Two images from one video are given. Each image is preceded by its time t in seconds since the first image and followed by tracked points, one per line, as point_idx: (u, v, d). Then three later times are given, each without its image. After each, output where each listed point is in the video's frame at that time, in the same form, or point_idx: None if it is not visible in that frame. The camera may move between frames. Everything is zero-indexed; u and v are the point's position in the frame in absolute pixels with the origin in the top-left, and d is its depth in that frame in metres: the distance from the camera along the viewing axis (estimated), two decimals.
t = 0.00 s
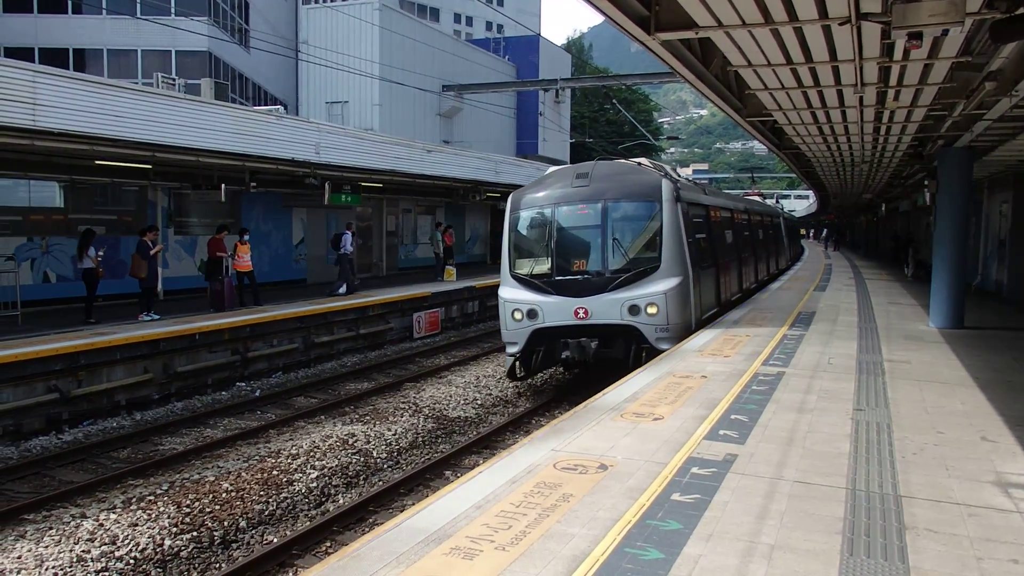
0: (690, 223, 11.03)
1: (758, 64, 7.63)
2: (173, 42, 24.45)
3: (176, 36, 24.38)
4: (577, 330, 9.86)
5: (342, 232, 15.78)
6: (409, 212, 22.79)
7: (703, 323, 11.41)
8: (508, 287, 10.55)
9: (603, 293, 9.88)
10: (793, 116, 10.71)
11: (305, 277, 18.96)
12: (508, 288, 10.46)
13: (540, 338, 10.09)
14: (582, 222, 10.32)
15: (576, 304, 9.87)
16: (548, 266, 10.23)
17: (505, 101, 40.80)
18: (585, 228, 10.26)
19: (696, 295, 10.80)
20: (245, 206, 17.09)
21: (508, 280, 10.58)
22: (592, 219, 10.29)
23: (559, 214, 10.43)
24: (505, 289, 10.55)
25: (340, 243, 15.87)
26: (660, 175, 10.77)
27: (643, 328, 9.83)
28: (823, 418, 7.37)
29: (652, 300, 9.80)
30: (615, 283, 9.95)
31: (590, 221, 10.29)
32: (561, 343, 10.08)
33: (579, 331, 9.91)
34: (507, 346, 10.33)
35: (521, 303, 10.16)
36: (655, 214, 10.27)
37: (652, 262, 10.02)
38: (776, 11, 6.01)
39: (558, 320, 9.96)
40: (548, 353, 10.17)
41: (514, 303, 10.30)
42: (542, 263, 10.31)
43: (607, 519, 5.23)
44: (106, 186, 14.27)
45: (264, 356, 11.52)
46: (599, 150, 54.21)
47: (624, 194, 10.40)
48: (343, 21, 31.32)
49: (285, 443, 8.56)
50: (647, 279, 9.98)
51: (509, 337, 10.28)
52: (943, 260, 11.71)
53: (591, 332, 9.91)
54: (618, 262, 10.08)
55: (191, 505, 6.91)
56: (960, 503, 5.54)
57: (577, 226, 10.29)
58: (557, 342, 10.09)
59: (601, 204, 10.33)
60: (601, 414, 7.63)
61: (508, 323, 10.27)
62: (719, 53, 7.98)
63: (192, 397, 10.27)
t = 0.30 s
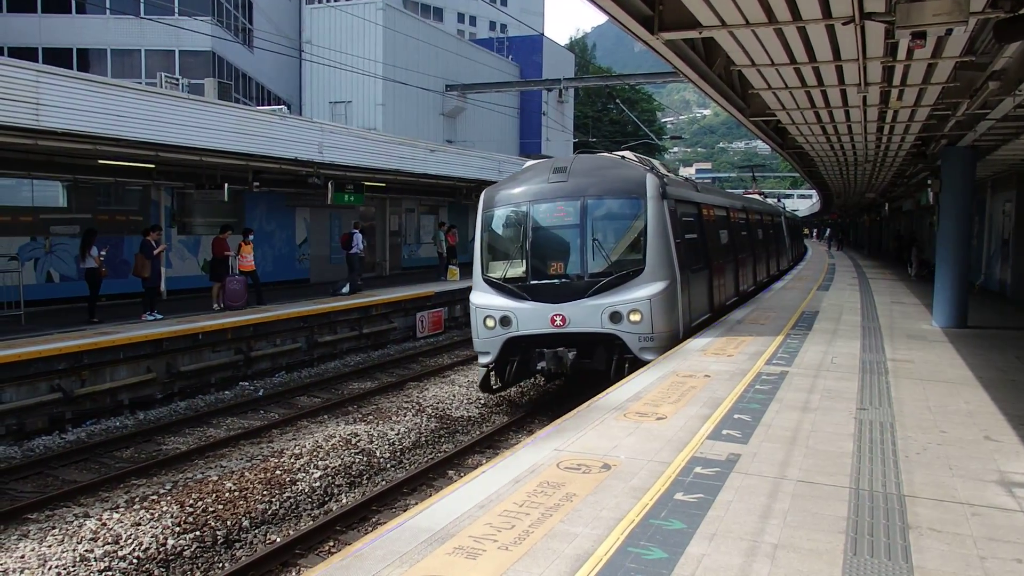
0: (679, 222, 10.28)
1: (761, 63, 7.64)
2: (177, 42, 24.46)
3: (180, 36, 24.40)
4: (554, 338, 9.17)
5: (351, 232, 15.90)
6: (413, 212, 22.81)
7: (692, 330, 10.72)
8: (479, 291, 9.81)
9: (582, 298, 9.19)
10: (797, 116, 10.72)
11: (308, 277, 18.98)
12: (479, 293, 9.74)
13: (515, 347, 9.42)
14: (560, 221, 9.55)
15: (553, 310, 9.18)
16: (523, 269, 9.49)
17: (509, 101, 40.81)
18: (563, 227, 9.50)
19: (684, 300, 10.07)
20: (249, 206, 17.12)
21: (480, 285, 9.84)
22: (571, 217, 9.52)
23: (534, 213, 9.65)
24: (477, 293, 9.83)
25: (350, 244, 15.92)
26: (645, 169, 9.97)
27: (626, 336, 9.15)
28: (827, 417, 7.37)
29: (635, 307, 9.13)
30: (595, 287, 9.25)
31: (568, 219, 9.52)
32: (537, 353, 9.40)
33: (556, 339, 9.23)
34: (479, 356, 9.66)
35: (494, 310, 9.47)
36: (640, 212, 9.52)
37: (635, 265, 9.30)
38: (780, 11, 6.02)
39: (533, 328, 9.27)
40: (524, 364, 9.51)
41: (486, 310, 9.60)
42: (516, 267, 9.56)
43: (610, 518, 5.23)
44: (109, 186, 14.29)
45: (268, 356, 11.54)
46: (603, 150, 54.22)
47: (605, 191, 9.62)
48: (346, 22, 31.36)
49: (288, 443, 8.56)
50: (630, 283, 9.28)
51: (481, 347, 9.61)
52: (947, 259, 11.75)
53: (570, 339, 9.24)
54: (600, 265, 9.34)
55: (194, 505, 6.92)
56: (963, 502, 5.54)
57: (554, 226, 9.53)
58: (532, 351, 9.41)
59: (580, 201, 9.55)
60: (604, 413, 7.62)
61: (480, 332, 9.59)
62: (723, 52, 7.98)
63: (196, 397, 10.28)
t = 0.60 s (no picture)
0: (663, 221, 9.59)
1: (762, 63, 7.65)
2: (178, 42, 24.44)
3: (181, 36, 24.38)
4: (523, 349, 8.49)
5: (359, 231, 15.83)
6: (414, 212, 22.81)
7: (677, 340, 9.99)
8: (445, 297, 9.13)
9: (555, 306, 8.49)
10: (798, 116, 10.74)
11: (310, 277, 18.98)
12: (444, 299, 9.08)
13: (482, 358, 8.75)
14: (531, 221, 8.86)
15: (522, 319, 8.49)
16: (492, 274, 8.81)
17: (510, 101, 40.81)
18: (535, 228, 8.81)
19: (668, 308, 9.34)
20: (251, 207, 17.13)
21: (446, 290, 9.16)
22: (543, 216, 8.83)
23: (504, 212, 8.98)
24: (442, 299, 9.16)
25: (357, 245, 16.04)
26: (626, 164, 9.26)
27: (604, 348, 8.43)
28: (829, 417, 7.38)
29: (614, 315, 8.39)
30: (569, 294, 8.52)
31: (540, 220, 8.83)
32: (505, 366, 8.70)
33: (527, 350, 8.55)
34: (445, 368, 8.99)
35: (460, 318, 8.81)
36: (618, 210, 8.82)
37: (614, 268, 8.59)
38: (782, 11, 6.02)
39: (503, 337, 8.59)
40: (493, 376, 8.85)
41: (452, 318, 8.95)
42: (485, 271, 8.89)
43: (611, 518, 5.22)
44: (110, 186, 14.29)
45: (269, 356, 11.54)
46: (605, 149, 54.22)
47: (582, 187, 8.93)
48: (348, 22, 31.38)
49: (289, 443, 8.57)
50: (609, 289, 8.55)
51: (447, 358, 8.93)
52: (948, 257, 11.80)
53: (541, 351, 8.55)
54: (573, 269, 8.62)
55: (196, 505, 6.92)
56: (964, 502, 5.54)
57: (526, 226, 8.85)
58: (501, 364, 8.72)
59: (555, 199, 8.87)
60: (605, 413, 7.58)
61: (445, 342, 8.93)
62: (724, 52, 7.99)
63: (198, 397, 10.28)
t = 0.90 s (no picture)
0: (645, 220, 8.94)
1: (764, 62, 7.65)
2: (180, 41, 24.45)
3: (183, 35, 24.39)
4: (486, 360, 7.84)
5: (366, 231, 15.92)
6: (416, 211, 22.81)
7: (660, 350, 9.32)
8: (406, 302, 8.48)
9: (524, 314, 7.82)
10: (800, 115, 10.75)
11: (312, 276, 19.00)
12: (405, 305, 8.44)
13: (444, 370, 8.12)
14: (497, 220, 8.20)
15: (488, 328, 7.85)
16: (455, 278, 8.17)
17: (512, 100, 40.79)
18: (502, 229, 8.14)
19: (649, 314, 8.65)
20: (253, 206, 17.15)
21: (407, 295, 8.51)
22: (511, 215, 8.16)
23: (469, 211, 8.32)
24: (403, 305, 8.52)
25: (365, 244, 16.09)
26: (603, 157, 8.59)
27: (576, 360, 7.79)
28: (832, 416, 7.37)
29: (588, 325, 7.75)
30: (539, 302, 7.85)
31: (508, 219, 8.16)
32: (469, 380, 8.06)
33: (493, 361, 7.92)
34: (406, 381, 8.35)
35: (420, 326, 8.16)
36: (594, 207, 8.13)
37: (589, 272, 7.93)
38: (784, 9, 6.02)
39: (467, 348, 7.95)
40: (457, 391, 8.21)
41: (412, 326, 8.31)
42: (448, 275, 8.24)
43: (612, 517, 5.21)
44: (112, 186, 14.31)
45: (271, 355, 11.56)
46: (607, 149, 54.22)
47: (555, 182, 8.26)
48: (349, 21, 31.38)
49: (291, 442, 8.58)
50: (583, 295, 7.89)
51: (407, 369, 8.28)
52: (950, 254, 11.81)
53: (508, 362, 7.91)
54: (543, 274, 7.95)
55: (198, 504, 6.92)
56: (967, 501, 5.54)
57: (492, 226, 8.19)
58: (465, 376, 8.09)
59: (524, 195, 8.21)
60: (606, 412, 7.47)
61: (405, 352, 8.29)
62: (726, 51, 7.99)
63: (199, 397, 10.28)
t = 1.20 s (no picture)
0: (621, 219, 8.31)
1: (764, 61, 7.65)
2: (181, 40, 24.44)
3: (184, 34, 24.39)
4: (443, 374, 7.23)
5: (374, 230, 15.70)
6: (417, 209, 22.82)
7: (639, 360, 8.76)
8: (358, 311, 7.82)
9: (485, 325, 7.17)
10: (801, 114, 10.77)
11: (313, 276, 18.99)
12: (357, 314, 7.79)
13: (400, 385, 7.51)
14: (455, 219, 7.51)
15: (444, 339, 7.21)
16: (409, 284, 7.51)
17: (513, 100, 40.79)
18: (461, 229, 7.46)
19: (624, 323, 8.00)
20: (253, 205, 17.15)
21: (360, 302, 7.85)
22: (471, 214, 7.48)
23: (426, 209, 7.63)
24: (354, 314, 7.86)
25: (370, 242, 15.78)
26: (574, 149, 7.88)
27: (542, 375, 7.16)
28: (833, 416, 7.38)
29: (555, 336, 7.12)
30: (500, 311, 7.19)
31: (467, 219, 7.48)
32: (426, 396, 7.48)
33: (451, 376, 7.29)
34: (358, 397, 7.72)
35: (371, 337, 7.52)
36: (563, 205, 7.45)
37: (557, 277, 7.26)
38: (785, 8, 6.01)
39: (422, 363, 7.31)
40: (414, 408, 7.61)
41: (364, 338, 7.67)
42: (402, 280, 7.58)
43: (613, 518, 5.20)
44: (112, 186, 14.32)
45: (271, 355, 11.58)
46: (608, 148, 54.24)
47: (523, 177, 7.54)
48: (349, 20, 31.38)
49: (292, 442, 8.58)
50: (550, 303, 7.23)
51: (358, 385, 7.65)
52: (951, 254, 11.82)
53: (466, 377, 7.28)
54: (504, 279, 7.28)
55: (198, 504, 6.91)
56: (968, 501, 5.54)
57: (449, 227, 7.50)
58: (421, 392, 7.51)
59: (485, 190, 7.51)
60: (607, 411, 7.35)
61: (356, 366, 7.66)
62: (727, 50, 7.99)
63: (200, 396, 10.28)
